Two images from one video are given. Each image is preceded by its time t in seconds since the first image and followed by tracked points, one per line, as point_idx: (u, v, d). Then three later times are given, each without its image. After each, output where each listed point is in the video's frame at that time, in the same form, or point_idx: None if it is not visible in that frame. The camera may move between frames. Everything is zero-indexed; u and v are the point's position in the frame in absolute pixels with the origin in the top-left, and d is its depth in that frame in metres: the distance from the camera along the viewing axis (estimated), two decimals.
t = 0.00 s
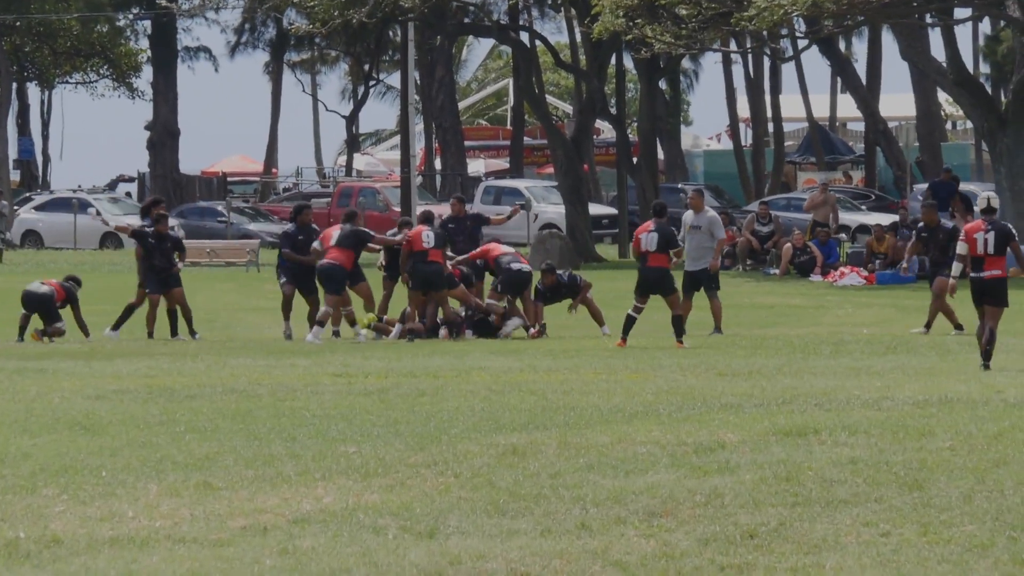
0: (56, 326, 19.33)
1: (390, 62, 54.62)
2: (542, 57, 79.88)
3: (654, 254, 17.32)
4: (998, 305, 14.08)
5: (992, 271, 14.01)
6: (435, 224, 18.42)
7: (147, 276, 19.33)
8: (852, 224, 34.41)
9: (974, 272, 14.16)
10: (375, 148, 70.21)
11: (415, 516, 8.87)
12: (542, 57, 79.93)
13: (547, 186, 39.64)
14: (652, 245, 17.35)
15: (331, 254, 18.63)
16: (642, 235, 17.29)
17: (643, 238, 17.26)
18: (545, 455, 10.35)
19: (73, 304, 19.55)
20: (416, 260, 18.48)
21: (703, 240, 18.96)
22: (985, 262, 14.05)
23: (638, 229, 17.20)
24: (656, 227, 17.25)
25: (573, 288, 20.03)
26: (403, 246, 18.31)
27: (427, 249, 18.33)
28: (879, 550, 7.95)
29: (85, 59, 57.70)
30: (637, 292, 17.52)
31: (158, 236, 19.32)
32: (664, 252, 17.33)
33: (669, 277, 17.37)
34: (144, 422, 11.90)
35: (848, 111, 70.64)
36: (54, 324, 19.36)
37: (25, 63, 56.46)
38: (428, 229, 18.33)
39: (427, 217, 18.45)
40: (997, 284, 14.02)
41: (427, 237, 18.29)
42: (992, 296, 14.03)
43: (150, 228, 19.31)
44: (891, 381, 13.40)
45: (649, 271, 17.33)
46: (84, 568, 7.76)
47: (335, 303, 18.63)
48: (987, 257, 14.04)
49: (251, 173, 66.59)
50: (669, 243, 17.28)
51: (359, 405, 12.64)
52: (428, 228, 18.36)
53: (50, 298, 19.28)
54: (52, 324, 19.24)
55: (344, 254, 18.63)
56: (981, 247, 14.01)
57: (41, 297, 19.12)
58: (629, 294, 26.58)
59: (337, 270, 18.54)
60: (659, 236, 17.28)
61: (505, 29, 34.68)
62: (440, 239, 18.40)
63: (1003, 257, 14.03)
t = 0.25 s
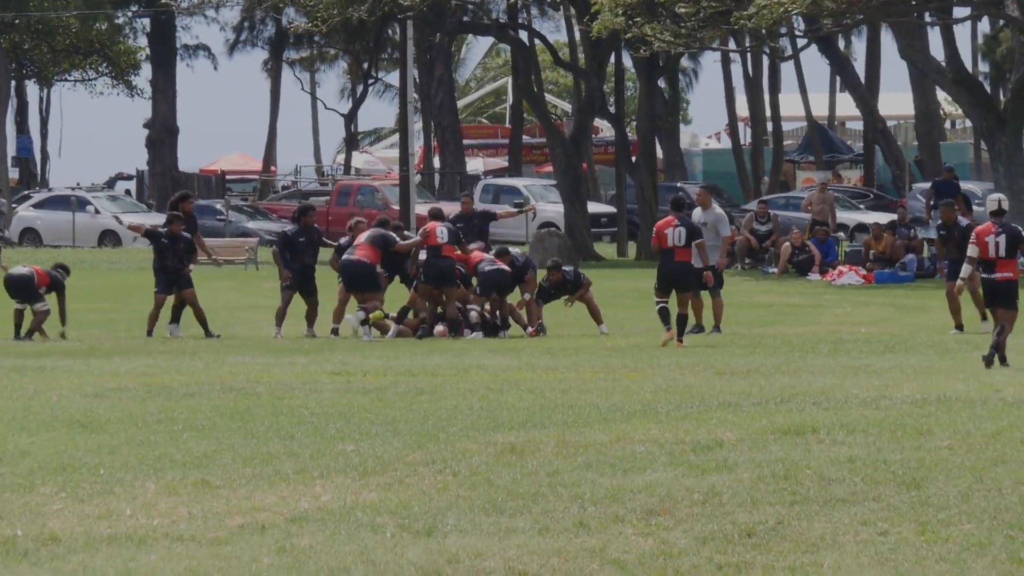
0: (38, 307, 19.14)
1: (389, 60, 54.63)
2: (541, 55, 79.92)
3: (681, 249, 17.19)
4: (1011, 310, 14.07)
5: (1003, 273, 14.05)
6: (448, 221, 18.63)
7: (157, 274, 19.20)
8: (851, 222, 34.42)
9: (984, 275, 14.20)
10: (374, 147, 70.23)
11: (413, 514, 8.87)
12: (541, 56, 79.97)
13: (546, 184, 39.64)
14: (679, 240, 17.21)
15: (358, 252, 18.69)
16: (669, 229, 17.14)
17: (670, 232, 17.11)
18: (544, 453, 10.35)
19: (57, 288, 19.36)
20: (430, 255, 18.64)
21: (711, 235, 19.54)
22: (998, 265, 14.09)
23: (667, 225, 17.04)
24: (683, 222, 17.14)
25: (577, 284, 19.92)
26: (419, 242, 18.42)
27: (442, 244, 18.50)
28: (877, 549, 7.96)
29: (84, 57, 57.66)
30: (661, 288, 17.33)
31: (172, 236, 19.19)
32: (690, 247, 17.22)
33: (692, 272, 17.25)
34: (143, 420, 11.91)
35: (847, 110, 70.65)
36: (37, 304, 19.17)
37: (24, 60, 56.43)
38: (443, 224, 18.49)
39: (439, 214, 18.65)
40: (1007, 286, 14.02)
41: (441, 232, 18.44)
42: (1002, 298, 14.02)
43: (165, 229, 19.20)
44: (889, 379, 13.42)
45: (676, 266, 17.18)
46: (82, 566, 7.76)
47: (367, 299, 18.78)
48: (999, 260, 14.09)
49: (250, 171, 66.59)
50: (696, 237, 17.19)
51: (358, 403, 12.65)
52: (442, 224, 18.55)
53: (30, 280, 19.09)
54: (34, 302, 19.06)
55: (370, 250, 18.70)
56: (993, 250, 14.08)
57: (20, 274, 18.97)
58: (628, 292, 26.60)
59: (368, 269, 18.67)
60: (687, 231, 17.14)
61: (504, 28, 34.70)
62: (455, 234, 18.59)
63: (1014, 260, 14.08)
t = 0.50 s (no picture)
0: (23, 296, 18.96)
1: (384, 58, 54.65)
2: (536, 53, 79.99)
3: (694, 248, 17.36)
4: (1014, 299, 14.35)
5: (1011, 266, 14.24)
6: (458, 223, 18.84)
7: (173, 274, 19.16)
8: (846, 221, 34.47)
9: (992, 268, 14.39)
10: (369, 145, 70.25)
11: (409, 513, 8.87)
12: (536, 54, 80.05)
13: (541, 182, 39.65)
14: (692, 239, 17.29)
15: (377, 245, 18.97)
16: (681, 230, 17.19)
17: (682, 232, 17.18)
18: (539, 452, 10.35)
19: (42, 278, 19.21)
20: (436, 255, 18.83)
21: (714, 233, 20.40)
22: (1002, 257, 14.28)
23: (680, 225, 17.11)
24: (694, 221, 17.21)
25: (578, 276, 19.77)
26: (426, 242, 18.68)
27: (447, 246, 18.69)
28: (872, 548, 7.96)
29: (79, 56, 57.61)
30: (679, 289, 17.39)
31: (191, 236, 19.21)
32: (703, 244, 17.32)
33: (703, 269, 17.47)
34: (137, 418, 11.90)
35: (842, 108, 70.68)
36: (21, 295, 18.97)
37: (18, 58, 56.41)
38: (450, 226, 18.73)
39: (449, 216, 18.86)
40: (1017, 279, 14.24)
41: (447, 234, 18.69)
42: (1014, 291, 14.28)
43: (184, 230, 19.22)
44: (884, 378, 13.44)
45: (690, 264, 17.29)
46: (78, 565, 7.75)
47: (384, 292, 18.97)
48: (1004, 252, 14.27)
49: (245, 169, 66.58)
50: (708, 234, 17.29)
51: (353, 402, 12.64)
52: (450, 226, 18.77)
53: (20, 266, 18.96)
54: (18, 291, 18.88)
55: (388, 244, 18.93)
56: (998, 243, 14.23)
57: (7, 261, 18.82)
58: (624, 290, 26.62)
59: (388, 262, 18.90)
60: (699, 230, 17.27)
61: (499, 26, 34.72)
62: (462, 236, 18.76)
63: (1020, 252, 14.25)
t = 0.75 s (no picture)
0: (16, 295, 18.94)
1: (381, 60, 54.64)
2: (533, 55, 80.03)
3: (707, 246, 17.07)
4: None
5: None
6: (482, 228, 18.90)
7: (181, 274, 19.14)
8: (844, 222, 34.49)
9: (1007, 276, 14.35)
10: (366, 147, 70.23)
11: (406, 515, 8.87)
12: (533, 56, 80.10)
13: (538, 184, 39.63)
14: (706, 238, 17.02)
15: (391, 249, 18.70)
16: (695, 227, 16.92)
17: (697, 230, 16.91)
18: (537, 454, 10.34)
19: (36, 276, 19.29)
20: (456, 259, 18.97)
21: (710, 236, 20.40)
22: (1018, 266, 14.23)
23: (694, 223, 16.84)
24: (708, 219, 16.96)
25: (581, 269, 19.93)
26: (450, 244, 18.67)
27: (471, 250, 18.78)
28: (870, 549, 7.96)
29: (76, 58, 57.59)
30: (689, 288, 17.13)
31: (197, 237, 19.11)
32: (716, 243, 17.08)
33: (716, 267, 17.24)
34: (135, 420, 11.89)
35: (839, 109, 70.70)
36: (16, 294, 18.97)
37: (15, 61, 56.40)
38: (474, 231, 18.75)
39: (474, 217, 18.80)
40: None
41: (473, 239, 18.74)
42: None
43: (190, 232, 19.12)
44: (882, 380, 13.44)
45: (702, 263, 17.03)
46: (75, 567, 7.75)
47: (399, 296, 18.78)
48: (1018, 260, 14.22)
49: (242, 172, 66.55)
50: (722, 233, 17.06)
51: (350, 404, 12.63)
52: (476, 231, 18.79)
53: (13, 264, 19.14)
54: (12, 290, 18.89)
55: (404, 247, 18.74)
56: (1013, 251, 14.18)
57: (1, 260, 18.98)
58: (622, 292, 26.62)
59: (403, 265, 18.63)
60: (713, 228, 17.01)
61: (497, 28, 34.73)
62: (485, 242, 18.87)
63: None
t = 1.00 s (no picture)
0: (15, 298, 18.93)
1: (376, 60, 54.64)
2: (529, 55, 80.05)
3: (725, 248, 17.02)
4: None
5: None
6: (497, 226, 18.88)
7: (176, 274, 19.14)
8: (840, 222, 34.48)
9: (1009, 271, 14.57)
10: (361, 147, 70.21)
11: (402, 515, 8.86)
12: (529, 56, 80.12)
13: (534, 185, 39.62)
14: (724, 240, 17.00)
15: (390, 245, 18.70)
16: (714, 229, 16.90)
17: (716, 232, 16.89)
18: (532, 454, 10.34)
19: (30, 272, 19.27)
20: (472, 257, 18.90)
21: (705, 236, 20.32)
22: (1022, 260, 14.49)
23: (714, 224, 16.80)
24: (726, 221, 16.95)
25: (589, 277, 19.91)
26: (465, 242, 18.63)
27: (486, 250, 18.75)
28: (865, 549, 7.96)
29: (72, 58, 57.56)
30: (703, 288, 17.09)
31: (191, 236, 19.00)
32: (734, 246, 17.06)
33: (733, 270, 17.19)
34: (130, 420, 11.88)
35: (834, 110, 70.76)
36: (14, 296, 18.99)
37: (11, 61, 56.36)
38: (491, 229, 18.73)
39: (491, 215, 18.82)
40: None
41: (489, 237, 18.71)
42: None
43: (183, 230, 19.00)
44: (876, 379, 13.45)
45: (720, 265, 17.00)
46: (70, 567, 7.74)
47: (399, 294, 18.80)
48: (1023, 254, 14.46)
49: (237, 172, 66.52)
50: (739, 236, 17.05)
51: (346, 404, 12.62)
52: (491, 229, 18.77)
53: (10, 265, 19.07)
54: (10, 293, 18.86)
55: (403, 244, 18.72)
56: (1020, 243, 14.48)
57: None
58: (617, 292, 26.62)
59: (401, 262, 18.66)
60: (729, 231, 17.02)
61: (492, 28, 34.75)
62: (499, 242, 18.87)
63: None
